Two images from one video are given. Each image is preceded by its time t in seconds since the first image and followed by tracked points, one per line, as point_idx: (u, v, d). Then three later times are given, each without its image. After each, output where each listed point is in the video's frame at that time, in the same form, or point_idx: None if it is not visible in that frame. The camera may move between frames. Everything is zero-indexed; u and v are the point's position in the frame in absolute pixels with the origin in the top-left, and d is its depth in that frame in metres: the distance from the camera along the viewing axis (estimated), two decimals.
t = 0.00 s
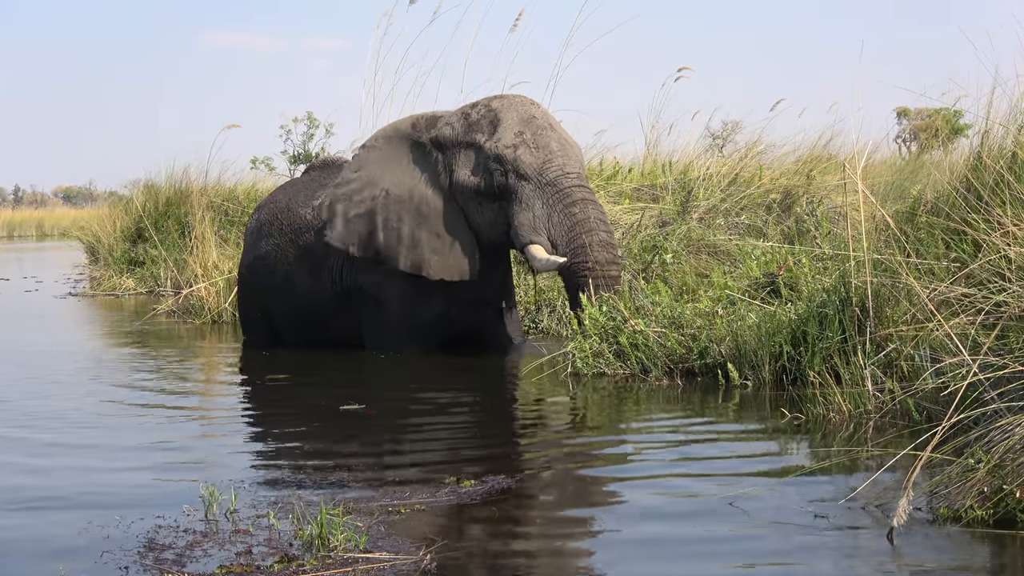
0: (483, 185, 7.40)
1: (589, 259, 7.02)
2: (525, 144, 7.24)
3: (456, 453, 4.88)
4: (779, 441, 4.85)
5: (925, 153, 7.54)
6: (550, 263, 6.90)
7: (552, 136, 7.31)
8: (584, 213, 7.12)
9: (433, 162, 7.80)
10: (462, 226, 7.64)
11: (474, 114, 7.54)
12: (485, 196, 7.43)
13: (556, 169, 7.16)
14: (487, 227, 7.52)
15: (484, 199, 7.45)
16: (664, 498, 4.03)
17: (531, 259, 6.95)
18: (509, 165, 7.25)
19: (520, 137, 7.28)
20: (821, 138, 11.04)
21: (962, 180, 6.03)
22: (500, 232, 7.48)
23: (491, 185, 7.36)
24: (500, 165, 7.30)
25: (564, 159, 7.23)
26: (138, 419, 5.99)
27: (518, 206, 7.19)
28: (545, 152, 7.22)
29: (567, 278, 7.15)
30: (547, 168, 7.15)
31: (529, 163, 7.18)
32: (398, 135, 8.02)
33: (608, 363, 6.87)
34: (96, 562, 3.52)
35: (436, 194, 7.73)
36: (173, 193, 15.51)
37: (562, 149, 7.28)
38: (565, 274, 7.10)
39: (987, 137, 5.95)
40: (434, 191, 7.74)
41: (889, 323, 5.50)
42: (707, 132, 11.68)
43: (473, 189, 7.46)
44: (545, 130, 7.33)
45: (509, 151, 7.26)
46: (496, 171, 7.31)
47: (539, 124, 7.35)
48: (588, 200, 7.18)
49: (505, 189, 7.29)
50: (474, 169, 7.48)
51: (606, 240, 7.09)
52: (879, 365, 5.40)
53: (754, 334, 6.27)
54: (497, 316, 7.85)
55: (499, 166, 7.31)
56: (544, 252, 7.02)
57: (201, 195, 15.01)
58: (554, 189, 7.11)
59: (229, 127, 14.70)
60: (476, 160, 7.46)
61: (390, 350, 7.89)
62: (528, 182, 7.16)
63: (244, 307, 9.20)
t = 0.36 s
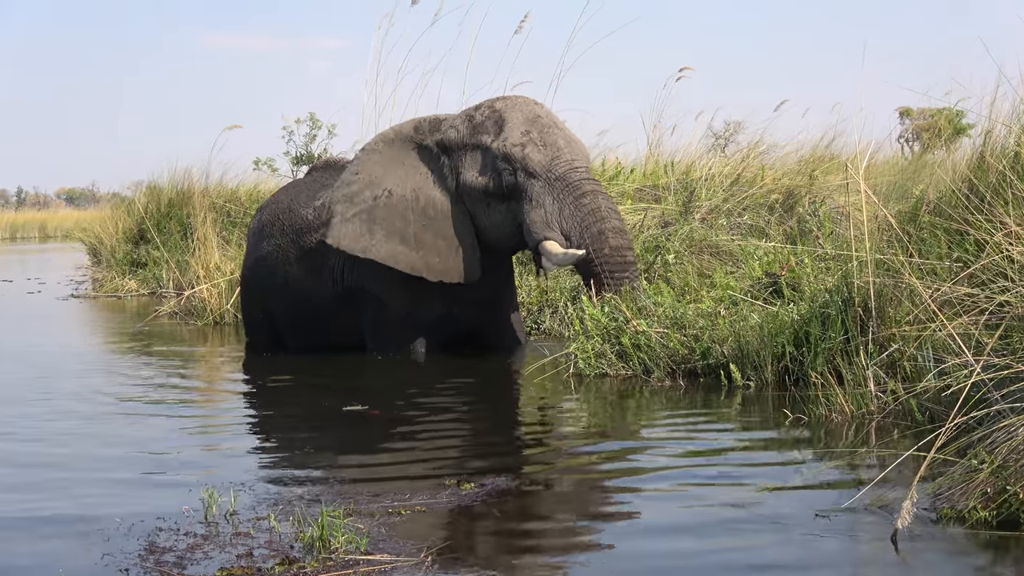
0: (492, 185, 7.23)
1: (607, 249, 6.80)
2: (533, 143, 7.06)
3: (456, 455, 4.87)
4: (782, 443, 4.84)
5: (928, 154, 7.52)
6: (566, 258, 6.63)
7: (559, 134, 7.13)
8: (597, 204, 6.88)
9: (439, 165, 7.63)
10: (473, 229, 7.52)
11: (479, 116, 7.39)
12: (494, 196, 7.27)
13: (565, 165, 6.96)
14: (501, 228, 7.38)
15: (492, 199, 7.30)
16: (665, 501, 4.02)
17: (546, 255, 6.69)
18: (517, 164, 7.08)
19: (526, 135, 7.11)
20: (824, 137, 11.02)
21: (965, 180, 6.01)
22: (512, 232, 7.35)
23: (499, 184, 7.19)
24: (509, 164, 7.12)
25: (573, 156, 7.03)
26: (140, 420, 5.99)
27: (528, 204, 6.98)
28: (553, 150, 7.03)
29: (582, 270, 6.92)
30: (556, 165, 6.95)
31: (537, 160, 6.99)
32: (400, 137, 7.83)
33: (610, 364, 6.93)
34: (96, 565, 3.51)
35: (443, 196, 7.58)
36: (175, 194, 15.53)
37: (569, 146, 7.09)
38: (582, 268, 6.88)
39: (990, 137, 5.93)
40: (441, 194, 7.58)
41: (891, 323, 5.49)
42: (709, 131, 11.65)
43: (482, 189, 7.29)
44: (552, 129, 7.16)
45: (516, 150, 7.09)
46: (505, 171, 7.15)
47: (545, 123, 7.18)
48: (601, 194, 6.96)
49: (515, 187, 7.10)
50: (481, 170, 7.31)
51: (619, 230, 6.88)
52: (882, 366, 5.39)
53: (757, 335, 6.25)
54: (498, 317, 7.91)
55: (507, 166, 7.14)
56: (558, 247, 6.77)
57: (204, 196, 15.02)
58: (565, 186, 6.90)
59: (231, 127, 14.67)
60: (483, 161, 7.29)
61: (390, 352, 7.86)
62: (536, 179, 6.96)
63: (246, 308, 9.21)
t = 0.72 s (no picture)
0: (507, 183, 7.29)
1: (629, 234, 7.01)
2: (544, 138, 7.24)
3: (459, 456, 4.86)
4: (786, 443, 4.82)
5: (932, 153, 7.50)
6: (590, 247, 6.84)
7: (567, 128, 7.35)
8: (613, 191, 7.11)
9: (447, 168, 7.60)
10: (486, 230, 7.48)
11: (486, 115, 7.46)
12: (509, 194, 7.32)
13: (577, 158, 7.17)
14: (518, 231, 7.37)
15: (509, 199, 7.35)
16: (667, 501, 4.01)
17: (568, 248, 6.90)
18: (530, 159, 7.20)
19: (537, 131, 7.28)
20: (827, 137, 11.00)
21: (969, 179, 5.99)
22: (528, 230, 7.35)
23: (512, 182, 7.28)
24: (522, 160, 7.24)
25: (583, 148, 7.25)
26: (142, 421, 5.98)
27: (545, 198, 7.13)
28: (564, 144, 7.24)
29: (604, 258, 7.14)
30: (569, 158, 7.16)
31: (551, 154, 7.17)
32: (409, 145, 7.79)
33: (614, 364, 6.92)
34: (97, 567, 3.51)
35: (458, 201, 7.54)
36: (179, 195, 15.52)
37: (578, 139, 7.31)
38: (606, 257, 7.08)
39: (994, 136, 5.90)
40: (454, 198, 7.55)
41: (896, 323, 5.45)
42: (713, 130, 11.61)
43: (496, 188, 7.33)
44: (559, 123, 7.37)
45: (529, 145, 7.23)
46: (519, 168, 7.24)
47: (552, 118, 7.38)
48: (613, 183, 7.17)
49: (530, 183, 7.21)
50: (493, 169, 7.37)
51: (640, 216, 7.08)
52: (887, 366, 5.35)
53: (761, 335, 6.23)
54: (504, 317, 7.90)
55: (520, 162, 7.25)
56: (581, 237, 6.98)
57: (207, 196, 15.02)
58: (579, 178, 7.11)
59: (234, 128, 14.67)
60: (495, 160, 7.36)
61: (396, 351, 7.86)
62: (551, 173, 7.12)
63: (249, 307, 9.20)
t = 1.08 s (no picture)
0: (526, 180, 7.28)
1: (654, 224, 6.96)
2: (562, 134, 7.26)
3: (462, 456, 4.85)
4: (791, 443, 4.81)
5: (938, 151, 7.47)
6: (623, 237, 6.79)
7: (581, 124, 7.39)
8: (635, 182, 7.10)
9: (462, 167, 7.59)
10: (503, 228, 7.44)
11: (500, 113, 7.47)
12: (528, 191, 7.30)
13: (596, 152, 7.18)
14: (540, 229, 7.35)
15: (529, 195, 7.31)
16: (670, 501, 4.00)
17: (597, 240, 6.85)
18: (549, 155, 7.21)
19: (554, 127, 7.30)
20: (833, 136, 10.97)
21: (974, 179, 5.97)
22: (547, 227, 7.35)
23: (530, 180, 7.27)
24: (541, 156, 7.24)
25: (601, 143, 7.27)
26: (144, 421, 5.98)
27: (566, 193, 7.11)
28: (582, 139, 7.25)
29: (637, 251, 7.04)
30: (589, 152, 7.17)
31: (571, 149, 7.18)
32: (419, 144, 7.76)
33: (618, 363, 6.91)
34: (100, 567, 3.51)
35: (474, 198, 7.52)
36: (184, 195, 15.54)
37: (594, 135, 7.33)
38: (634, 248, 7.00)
39: (999, 135, 5.88)
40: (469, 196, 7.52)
41: (901, 323, 5.44)
42: (719, 130, 11.57)
43: (515, 185, 7.30)
44: (574, 120, 7.40)
45: (548, 141, 7.24)
46: (540, 165, 7.24)
47: (567, 115, 7.41)
48: (633, 176, 7.16)
49: (550, 179, 7.20)
50: (511, 166, 7.36)
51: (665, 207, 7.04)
52: (891, 365, 5.34)
53: (766, 335, 6.22)
54: (507, 317, 7.88)
55: (540, 159, 7.25)
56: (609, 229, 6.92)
57: (212, 197, 15.04)
58: (600, 171, 7.10)
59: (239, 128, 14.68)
60: (512, 157, 7.35)
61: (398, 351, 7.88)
62: (571, 168, 7.12)
63: (256, 307, 9.21)
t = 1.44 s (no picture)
0: (543, 180, 7.24)
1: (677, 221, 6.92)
2: (578, 135, 7.23)
3: (463, 458, 4.84)
4: (793, 445, 4.80)
5: (942, 153, 7.46)
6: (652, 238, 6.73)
7: (595, 126, 7.37)
8: (654, 183, 7.09)
9: (476, 166, 7.56)
10: (517, 229, 7.47)
11: (514, 113, 7.41)
12: (545, 191, 7.28)
13: (614, 153, 7.17)
14: (560, 230, 7.35)
15: (546, 196, 7.30)
16: (673, 504, 3.99)
17: (623, 239, 6.80)
18: (567, 155, 7.17)
19: (570, 128, 7.26)
20: (837, 137, 10.95)
21: (977, 181, 5.95)
22: (563, 227, 7.35)
23: (546, 179, 7.24)
24: (558, 156, 7.20)
25: (617, 145, 7.25)
26: (145, 422, 5.97)
27: (584, 193, 7.09)
28: (598, 141, 7.24)
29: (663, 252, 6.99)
30: (607, 153, 7.15)
31: (588, 150, 7.16)
32: (428, 142, 7.74)
33: (621, 365, 6.89)
34: (100, 569, 3.50)
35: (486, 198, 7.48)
36: (187, 195, 15.55)
37: (608, 136, 7.32)
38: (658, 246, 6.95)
39: (1003, 138, 5.86)
40: (483, 195, 7.49)
41: (904, 325, 5.43)
42: (722, 130, 11.56)
43: (532, 185, 7.28)
44: (588, 121, 7.37)
45: (565, 142, 7.20)
46: (556, 165, 7.20)
47: (581, 116, 7.38)
48: (651, 177, 7.15)
49: (568, 179, 7.16)
50: (527, 166, 7.32)
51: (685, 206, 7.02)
52: (894, 367, 5.32)
53: (769, 336, 6.20)
54: (509, 318, 7.90)
55: (556, 158, 7.21)
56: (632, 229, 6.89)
57: (215, 197, 15.05)
58: (619, 172, 7.08)
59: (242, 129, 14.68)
60: (529, 157, 7.31)
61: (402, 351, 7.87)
62: (590, 169, 7.10)
63: (262, 307, 9.22)
